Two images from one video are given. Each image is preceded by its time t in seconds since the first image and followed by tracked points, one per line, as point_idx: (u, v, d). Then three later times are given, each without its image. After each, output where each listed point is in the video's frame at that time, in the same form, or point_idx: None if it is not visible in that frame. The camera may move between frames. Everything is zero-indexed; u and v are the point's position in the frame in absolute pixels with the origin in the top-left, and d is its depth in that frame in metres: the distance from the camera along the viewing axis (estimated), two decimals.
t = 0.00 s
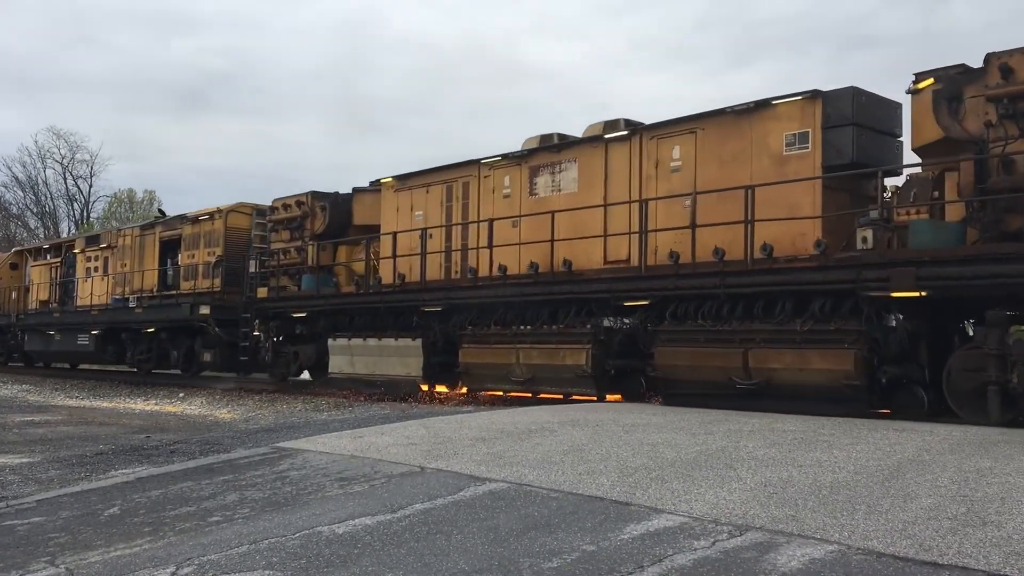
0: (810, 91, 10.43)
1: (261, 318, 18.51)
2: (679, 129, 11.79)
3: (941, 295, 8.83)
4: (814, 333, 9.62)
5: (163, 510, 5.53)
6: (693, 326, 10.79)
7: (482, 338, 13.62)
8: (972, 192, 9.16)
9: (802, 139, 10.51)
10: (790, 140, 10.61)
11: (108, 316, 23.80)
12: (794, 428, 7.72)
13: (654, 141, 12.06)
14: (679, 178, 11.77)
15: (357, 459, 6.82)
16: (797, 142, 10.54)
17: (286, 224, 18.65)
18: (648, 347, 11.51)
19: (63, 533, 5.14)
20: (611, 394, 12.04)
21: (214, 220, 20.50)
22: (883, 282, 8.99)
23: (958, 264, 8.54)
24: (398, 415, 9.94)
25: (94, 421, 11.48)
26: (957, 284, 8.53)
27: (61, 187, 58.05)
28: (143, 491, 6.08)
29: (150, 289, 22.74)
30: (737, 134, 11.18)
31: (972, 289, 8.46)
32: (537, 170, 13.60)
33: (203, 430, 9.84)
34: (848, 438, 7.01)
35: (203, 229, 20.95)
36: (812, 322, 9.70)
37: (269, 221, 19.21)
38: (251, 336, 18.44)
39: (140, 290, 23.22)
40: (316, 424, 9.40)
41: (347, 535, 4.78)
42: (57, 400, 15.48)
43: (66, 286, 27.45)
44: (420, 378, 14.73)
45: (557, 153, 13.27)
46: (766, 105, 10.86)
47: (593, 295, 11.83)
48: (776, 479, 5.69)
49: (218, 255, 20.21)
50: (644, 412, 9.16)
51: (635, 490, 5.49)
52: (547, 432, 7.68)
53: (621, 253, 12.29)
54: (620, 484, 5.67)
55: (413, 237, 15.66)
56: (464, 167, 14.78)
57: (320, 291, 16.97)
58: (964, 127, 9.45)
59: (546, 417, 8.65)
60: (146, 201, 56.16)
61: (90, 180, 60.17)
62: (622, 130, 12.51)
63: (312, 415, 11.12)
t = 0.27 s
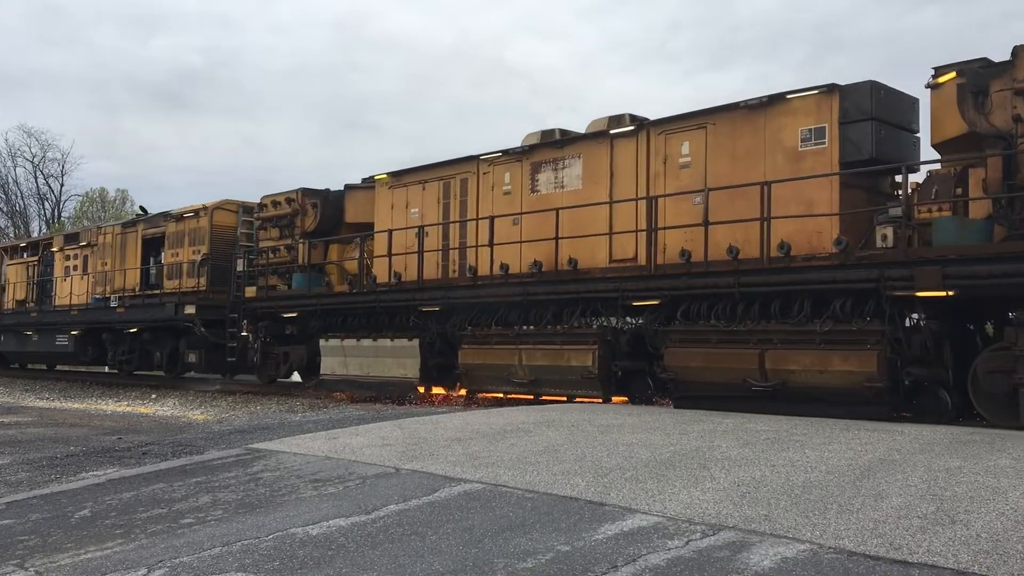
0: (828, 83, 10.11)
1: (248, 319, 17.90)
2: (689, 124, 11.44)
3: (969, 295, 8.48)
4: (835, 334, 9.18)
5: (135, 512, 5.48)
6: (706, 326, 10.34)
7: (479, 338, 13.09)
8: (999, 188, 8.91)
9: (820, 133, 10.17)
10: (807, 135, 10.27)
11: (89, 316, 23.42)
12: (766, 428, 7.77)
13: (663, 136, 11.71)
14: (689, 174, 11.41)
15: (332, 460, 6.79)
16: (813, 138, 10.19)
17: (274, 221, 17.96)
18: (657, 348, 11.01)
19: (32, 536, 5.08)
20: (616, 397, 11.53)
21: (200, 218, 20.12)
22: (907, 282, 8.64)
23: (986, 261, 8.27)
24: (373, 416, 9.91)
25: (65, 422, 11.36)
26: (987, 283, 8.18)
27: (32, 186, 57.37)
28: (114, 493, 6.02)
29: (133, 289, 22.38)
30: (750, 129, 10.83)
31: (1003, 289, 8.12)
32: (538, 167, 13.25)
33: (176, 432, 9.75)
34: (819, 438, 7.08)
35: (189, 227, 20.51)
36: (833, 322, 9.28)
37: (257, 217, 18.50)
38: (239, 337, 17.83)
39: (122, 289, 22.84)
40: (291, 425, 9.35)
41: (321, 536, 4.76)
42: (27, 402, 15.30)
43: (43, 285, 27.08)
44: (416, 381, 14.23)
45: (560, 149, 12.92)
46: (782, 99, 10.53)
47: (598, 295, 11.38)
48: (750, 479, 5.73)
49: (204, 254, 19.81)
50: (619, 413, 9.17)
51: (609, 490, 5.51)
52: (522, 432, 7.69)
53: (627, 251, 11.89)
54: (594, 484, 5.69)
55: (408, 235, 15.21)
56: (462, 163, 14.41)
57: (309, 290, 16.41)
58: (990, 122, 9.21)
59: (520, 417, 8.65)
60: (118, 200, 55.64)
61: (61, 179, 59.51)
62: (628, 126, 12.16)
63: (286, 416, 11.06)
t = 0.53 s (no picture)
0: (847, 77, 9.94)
1: (238, 319, 17.65)
2: (701, 119, 11.26)
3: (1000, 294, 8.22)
4: (858, 334, 8.99)
5: (107, 514, 5.43)
6: (722, 327, 10.12)
7: (479, 340, 12.78)
8: None
9: (838, 128, 10.01)
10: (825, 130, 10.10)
11: (70, 316, 23.14)
12: (739, 427, 7.81)
13: (675, 131, 11.52)
14: (701, 170, 11.23)
15: (306, 460, 6.76)
16: (832, 132, 10.02)
17: (264, 218, 17.70)
18: (668, 350, 10.76)
19: (3, 538, 5.01)
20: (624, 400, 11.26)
21: (186, 215, 19.91)
22: (935, 279, 8.41)
23: (1018, 259, 8.02)
24: (347, 416, 9.89)
25: (35, 423, 11.22)
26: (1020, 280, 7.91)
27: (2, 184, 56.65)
28: (86, 495, 5.95)
29: (117, 288, 22.12)
30: (765, 123, 10.66)
31: None
32: (543, 163, 13.04)
33: (147, 433, 9.66)
34: (792, 438, 7.12)
35: (175, 224, 20.25)
36: (856, 322, 9.08)
37: (246, 214, 18.17)
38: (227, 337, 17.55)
39: (105, 288, 22.57)
40: (264, 425, 9.29)
41: (295, 537, 4.74)
42: None
43: (19, 284, 26.75)
44: (414, 382, 13.91)
45: (566, 145, 12.71)
46: (799, 93, 10.36)
47: (608, 294, 11.13)
48: (724, 478, 5.76)
49: (190, 251, 19.55)
50: (595, 413, 9.19)
51: (583, 490, 5.52)
52: (497, 433, 7.69)
53: (636, 249, 11.69)
54: (569, 484, 5.70)
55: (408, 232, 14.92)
56: (463, 159, 14.17)
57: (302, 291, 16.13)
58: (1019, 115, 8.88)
59: (494, 418, 8.66)
60: (90, 199, 55.08)
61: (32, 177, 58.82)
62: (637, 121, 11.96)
63: (260, 416, 10.98)
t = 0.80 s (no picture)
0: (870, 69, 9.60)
1: (227, 317, 17.44)
2: (715, 112, 10.90)
3: None
4: (884, 333, 8.59)
5: (78, 515, 5.37)
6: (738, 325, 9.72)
7: (483, 339, 12.48)
8: None
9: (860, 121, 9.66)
10: (846, 123, 9.75)
11: (50, 314, 22.83)
12: (714, 426, 7.84)
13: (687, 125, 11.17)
14: (714, 165, 10.88)
15: (280, 460, 6.72)
16: (853, 126, 9.68)
17: (256, 213, 17.48)
18: (683, 349, 10.45)
19: None
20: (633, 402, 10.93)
21: (171, 211, 19.61)
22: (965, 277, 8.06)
23: None
24: (322, 416, 9.85)
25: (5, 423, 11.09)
26: None
27: None
28: (56, 496, 5.88)
29: (98, 285, 21.80)
30: (783, 116, 10.31)
31: None
32: (546, 157, 12.68)
33: (120, 433, 9.56)
34: (765, 436, 7.17)
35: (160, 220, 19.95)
36: (882, 320, 8.69)
37: (236, 210, 17.97)
38: (216, 336, 17.29)
39: (86, 285, 22.24)
40: (238, 425, 9.22)
41: (268, 538, 4.71)
42: None
43: None
44: (414, 382, 13.71)
45: (572, 139, 12.35)
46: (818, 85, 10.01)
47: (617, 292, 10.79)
48: (697, 477, 5.79)
49: (177, 247, 19.28)
50: (570, 412, 9.19)
51: (559, 489, 5.52)
52: (473, 432, 7.67)
53: (645, 246, 11.33)
54: (545, 483, 5.69)
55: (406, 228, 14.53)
56: (463, 154, 13.80)
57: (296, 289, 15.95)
58: None
59: (470, 417, 8.64)
60: (62, 196, 54.51)
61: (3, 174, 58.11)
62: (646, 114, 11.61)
63: (233, 416, 10.90)
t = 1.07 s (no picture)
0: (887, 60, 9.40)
1: (213, 316, 17.26)
2: (725, 105, 10.71)
3: None
4: (908, 331, 8.39)
5: (44, 516, 5.30)
6: (754, 323, 9.49)
7: (482, 338, 12.23)
8: None
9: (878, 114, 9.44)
10: (863, 116, 9.55)
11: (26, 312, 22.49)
12: (685, 424, 7.88)
13: (696, 118, 10.98)
14: (725, 159, 10.70)
15: (250, 460, 6.68)
16: (872, 119, 9.47)
17: (243, 209, 17.35)
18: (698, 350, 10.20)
19: None
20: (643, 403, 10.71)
21: (152, 207, 19.37)
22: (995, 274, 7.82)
23: None
24: (293, 415, 9.80)
25: None
26: None
27: None
28: (21, 497, 5.79)
29: (76, 282, 21.47)
30: (796, 110, 10.09)
31: None
32: (549, 151, 12.52)
33: (87, 432, 9.45)
34: (735, 434, 7.22)
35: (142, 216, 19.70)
36: (906, 319, 8.50)
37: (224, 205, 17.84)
38: (203, 334, 17.13)
39: (63, 281, 21.91)
40: (207, 425, 9.15)
41: (237, 538, 4.67)
42: None
43: None
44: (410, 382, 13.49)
45: (576, 132, 12.17)
46: (834, 78, 9.81)
47: (627, 290, 10.54)
48: (668, 474, 5.82)
49: (159, 244, 19.05)
50: (543, 411, 9.19)
51: (530, 488, 5.53)
52: (444, 431, 7.65)
53: (653, 243, 11.20)
54: (516, 482, 5.70)
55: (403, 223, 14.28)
56: (463, 148, 13.64)
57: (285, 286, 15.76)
58: None
59: (443, 416, 8.61)
60: (28, 192, 53.83)
61: None
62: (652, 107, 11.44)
63: (203, 416, 10.79)
